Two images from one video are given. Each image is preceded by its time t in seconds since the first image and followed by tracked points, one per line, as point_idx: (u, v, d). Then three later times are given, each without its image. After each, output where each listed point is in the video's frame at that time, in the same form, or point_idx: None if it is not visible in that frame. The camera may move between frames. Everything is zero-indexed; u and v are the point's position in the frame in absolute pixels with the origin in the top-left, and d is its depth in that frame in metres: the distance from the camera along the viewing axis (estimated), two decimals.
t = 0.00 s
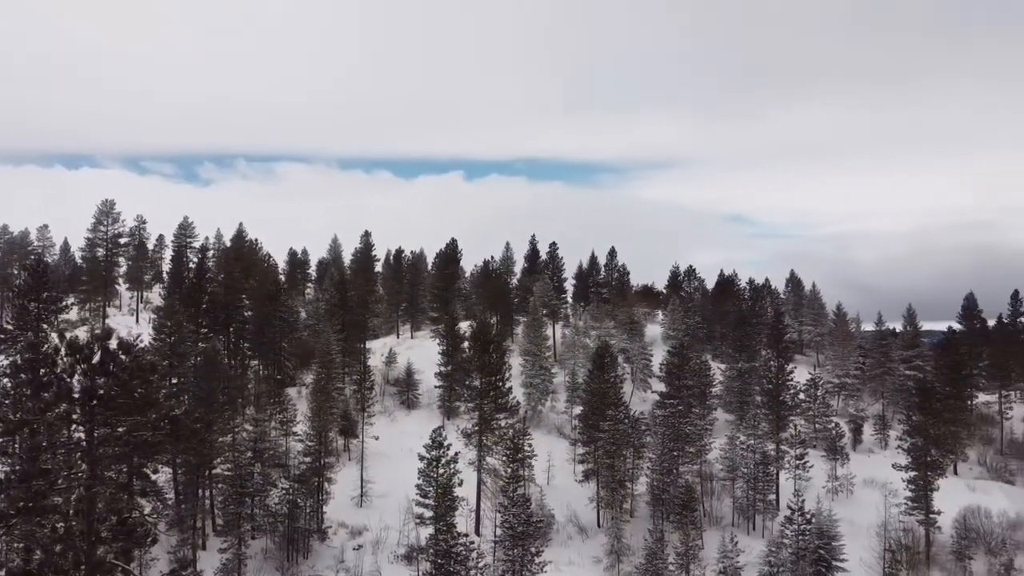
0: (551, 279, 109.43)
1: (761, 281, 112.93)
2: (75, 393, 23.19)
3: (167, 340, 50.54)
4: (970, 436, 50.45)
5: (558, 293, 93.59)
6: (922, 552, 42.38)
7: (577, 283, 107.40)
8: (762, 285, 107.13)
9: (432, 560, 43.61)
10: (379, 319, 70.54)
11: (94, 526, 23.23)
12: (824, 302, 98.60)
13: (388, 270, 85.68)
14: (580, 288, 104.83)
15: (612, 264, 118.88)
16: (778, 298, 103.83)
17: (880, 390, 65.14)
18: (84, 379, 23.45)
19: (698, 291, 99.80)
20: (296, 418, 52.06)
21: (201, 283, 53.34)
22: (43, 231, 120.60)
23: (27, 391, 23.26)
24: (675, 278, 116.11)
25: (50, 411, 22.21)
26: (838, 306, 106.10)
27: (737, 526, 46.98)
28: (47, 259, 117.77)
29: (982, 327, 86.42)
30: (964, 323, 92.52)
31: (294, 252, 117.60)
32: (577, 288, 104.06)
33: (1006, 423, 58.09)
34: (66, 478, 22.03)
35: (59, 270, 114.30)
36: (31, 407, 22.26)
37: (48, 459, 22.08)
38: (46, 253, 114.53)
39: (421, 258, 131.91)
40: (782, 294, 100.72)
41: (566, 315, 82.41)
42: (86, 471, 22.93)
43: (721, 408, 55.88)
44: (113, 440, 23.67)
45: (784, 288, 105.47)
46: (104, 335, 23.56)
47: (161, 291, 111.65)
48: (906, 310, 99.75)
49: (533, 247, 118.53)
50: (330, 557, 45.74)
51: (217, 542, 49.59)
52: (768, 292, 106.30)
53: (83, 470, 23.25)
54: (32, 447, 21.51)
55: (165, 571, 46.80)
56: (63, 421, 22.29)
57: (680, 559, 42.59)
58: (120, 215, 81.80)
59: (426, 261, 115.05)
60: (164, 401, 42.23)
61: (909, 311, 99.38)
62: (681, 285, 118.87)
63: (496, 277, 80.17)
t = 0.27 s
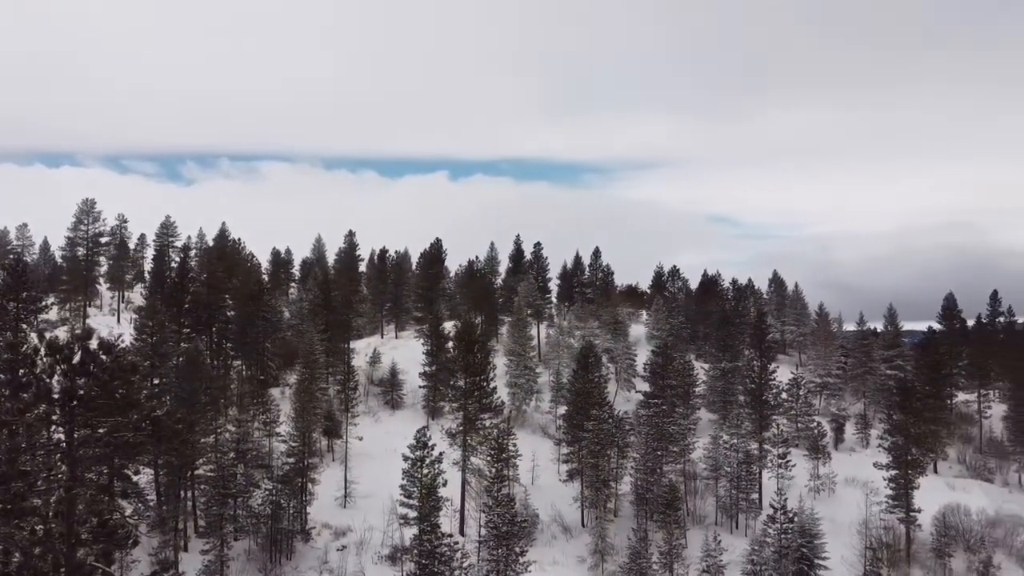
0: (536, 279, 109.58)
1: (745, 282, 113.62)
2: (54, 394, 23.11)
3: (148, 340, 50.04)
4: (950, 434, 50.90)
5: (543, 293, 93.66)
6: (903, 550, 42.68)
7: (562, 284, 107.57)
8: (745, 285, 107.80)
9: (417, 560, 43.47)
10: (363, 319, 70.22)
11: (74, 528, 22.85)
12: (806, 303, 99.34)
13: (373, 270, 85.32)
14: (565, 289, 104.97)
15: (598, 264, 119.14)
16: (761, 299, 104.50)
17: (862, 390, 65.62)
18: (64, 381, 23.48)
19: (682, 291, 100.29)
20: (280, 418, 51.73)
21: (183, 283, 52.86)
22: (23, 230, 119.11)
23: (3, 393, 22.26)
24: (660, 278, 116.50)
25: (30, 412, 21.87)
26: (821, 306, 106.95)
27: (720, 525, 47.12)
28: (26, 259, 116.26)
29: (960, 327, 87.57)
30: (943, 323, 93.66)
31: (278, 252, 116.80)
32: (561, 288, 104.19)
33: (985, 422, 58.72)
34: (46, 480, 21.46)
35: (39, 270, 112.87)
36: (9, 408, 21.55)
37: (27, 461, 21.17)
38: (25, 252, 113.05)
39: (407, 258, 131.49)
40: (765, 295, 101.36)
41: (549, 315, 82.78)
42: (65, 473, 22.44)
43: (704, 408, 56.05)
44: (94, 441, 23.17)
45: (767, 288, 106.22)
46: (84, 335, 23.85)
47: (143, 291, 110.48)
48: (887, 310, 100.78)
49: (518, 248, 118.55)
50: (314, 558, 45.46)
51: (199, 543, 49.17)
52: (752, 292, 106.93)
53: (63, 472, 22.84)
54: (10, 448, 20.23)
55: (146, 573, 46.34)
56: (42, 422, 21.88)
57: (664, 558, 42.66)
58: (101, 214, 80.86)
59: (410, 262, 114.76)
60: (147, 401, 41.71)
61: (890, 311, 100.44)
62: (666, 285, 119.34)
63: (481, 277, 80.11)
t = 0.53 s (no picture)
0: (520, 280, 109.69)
1: (728, 282, 114.34)
2: (32, 395, 22.53)
3: (128, 340, 49.47)
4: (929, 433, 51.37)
5: (527, 293, 93.73)
6: (883, 547, 43.00)
7: (546, 284, 107.69)
8: (728, 285, 108.50)
9: (400, 561, 43.30)
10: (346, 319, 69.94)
11: (52, 530, 22.70)
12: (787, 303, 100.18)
13: (356, 270, 84.95)
14: (549, 289, 105.15)
15: (581, 265, 119.52)
16: (743, 299, 105.25)
17: (842, 389, 66.13)
18: (42, 381, 22.83)
19: (664, 291, 100.80)
20: (262, 419, 51.38)
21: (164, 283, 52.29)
22: None
23: None
24: (644, 278, 116.99)
25: (8, 412, 21.30)
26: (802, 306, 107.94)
27: (703, 524, 47.32)
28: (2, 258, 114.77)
29: (938, 326, 88.78)
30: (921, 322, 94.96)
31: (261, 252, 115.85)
32: (545, 288, 104.35)
33: (963, 420, 59.38)
34: (24, 482, 20.97)
35: (16, 269, 111.52)
36: None
37: (4, 462, 20.66)
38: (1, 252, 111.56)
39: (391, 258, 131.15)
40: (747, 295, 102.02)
41: (533, 315, 82.91)
42: (43, 475, 21.96)
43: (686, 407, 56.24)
44: (73, 442, 22.76)
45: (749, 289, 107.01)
46: (64, 335, 23.00)
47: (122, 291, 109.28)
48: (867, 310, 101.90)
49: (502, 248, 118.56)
50: (296, 559, 45.18)
51: (180, 544, 48.75)
52: (734, 292, 107.64)
53: (40, 474, 22.34)
54: None
55: None
56: (20, 423, 21.52)
57: (646, 557, 42.76)
58: (80, 213, 79.84)
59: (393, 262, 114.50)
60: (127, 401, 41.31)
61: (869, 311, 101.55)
62: (650, 285, 119.89)
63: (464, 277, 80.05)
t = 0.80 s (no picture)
0: (503, 280, 109.69)
1: (710, 282, 115.06)
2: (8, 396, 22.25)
3: (107, 340, 48.89)
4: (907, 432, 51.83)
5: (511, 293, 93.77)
6: (862, 545, 43.30)
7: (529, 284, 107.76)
8: (711, 285, 109.10)
9: (382, 561, 43.13)
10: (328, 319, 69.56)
11: (29, 532, 22.36)
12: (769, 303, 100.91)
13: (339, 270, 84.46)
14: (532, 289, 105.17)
15: (564, 265, 119.66)
16: (725, 299, 105.96)
17: (822, 388, 66.62)
18: (17, 382, 22.46)
19: (646, 291, 101.24)
20: (243, 419, 50.98)
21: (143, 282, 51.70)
22: None
23: None
24: (627, 279, 117.39)
25: None
26: (782, 307, 108.91)
27: (684, 523, 47.48)
28: None
29: (915, 327, 90.03)
30: (899, 322, 96.19)
31: (243, 251, 114.80)
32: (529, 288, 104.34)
33: (940, 419, 60.05)
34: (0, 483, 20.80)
35: None
36: None
37: None
38: None
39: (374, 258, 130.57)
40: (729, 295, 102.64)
41: (515, 315, 82.92)
42: (20, 476, 21.74)
43: (668, 407, 56.41)
44: (50, 443, 22.59)
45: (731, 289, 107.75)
46: (41, 335, 22.82)
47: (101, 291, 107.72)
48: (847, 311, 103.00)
49: (485, 249, 118.50)
50: (278, 561, 44.88)
51: (160, 546, 48.31)
52: (716, 292, 108.28)
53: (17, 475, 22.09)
54: None
55: None
56: None
57: (629, 556, 42.84)
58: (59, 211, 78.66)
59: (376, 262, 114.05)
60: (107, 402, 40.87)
61: (849, 312, 102.65)
62: (633, 285, 120.29)
63: (447, 278, 79.95)
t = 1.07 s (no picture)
0: (486, 280, 109.68)
1: (693, 283, 115.62)
2: None
3: (85, 341, 48.24)
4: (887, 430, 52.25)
5: (494, 293, 93.82)
6: (842, 544, 43.56)
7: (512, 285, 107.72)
8: (693, 285, 109.71)
9: (365, 562, 42.91)
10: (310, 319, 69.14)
11: (5, 534, 22.09)
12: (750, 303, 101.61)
13: (321, 269, 84.03)
14: (515, 289, 105.26)
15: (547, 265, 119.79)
16: (708, 299, 106.51)
17: (803, 387, 67.09)
18: None
19: (628, 291, 101.54)
20: (225, 420, 50.67)
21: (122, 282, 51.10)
22: None
23: None
24: (610, 279, 117.84)
25: None
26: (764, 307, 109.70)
27: (667, 522, 47.61)
28: None
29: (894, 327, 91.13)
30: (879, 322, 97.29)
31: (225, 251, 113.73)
32: (512, 288, 104.42)
33: (918, 418, 60.69)
34: None
35: None
36: None
37: None
38: None
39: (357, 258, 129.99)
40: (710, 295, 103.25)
41: (499, 315, 82.93)
42: None
43: (651, 406, 56.55)
44: (27, 444, 22.37)
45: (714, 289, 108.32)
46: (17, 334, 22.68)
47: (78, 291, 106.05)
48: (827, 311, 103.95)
49: (468, 249, 118.32)
50: (259, 562, 44.52)
51: (140, 548, 47.86)
52: (699, 292, 108.89)
53: None
54: None
55: None
56: None
57: (612, 555, 42.87)
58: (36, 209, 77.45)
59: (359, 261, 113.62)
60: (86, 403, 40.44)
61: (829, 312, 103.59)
62: (616, 285, 120.75)
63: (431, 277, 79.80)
